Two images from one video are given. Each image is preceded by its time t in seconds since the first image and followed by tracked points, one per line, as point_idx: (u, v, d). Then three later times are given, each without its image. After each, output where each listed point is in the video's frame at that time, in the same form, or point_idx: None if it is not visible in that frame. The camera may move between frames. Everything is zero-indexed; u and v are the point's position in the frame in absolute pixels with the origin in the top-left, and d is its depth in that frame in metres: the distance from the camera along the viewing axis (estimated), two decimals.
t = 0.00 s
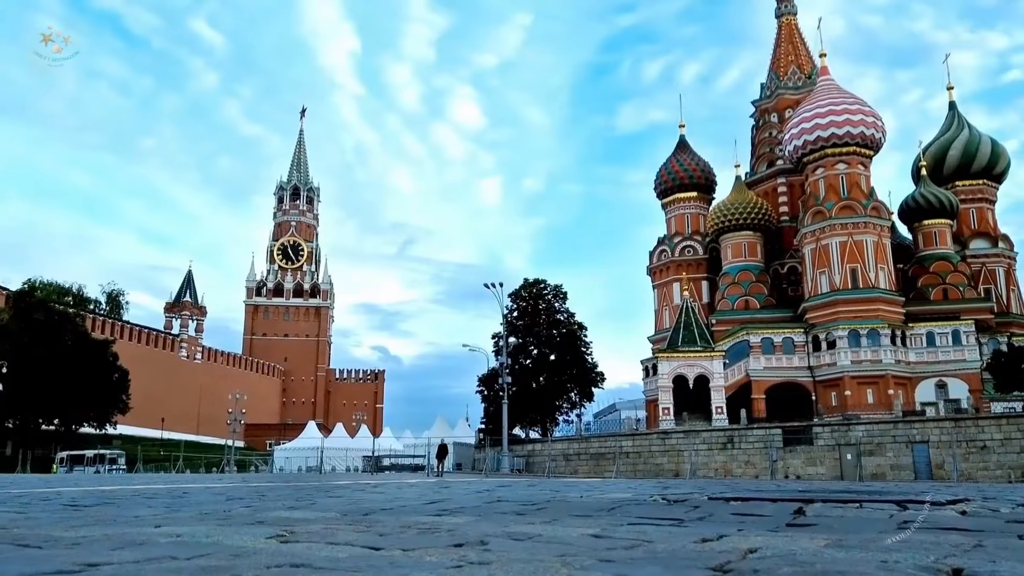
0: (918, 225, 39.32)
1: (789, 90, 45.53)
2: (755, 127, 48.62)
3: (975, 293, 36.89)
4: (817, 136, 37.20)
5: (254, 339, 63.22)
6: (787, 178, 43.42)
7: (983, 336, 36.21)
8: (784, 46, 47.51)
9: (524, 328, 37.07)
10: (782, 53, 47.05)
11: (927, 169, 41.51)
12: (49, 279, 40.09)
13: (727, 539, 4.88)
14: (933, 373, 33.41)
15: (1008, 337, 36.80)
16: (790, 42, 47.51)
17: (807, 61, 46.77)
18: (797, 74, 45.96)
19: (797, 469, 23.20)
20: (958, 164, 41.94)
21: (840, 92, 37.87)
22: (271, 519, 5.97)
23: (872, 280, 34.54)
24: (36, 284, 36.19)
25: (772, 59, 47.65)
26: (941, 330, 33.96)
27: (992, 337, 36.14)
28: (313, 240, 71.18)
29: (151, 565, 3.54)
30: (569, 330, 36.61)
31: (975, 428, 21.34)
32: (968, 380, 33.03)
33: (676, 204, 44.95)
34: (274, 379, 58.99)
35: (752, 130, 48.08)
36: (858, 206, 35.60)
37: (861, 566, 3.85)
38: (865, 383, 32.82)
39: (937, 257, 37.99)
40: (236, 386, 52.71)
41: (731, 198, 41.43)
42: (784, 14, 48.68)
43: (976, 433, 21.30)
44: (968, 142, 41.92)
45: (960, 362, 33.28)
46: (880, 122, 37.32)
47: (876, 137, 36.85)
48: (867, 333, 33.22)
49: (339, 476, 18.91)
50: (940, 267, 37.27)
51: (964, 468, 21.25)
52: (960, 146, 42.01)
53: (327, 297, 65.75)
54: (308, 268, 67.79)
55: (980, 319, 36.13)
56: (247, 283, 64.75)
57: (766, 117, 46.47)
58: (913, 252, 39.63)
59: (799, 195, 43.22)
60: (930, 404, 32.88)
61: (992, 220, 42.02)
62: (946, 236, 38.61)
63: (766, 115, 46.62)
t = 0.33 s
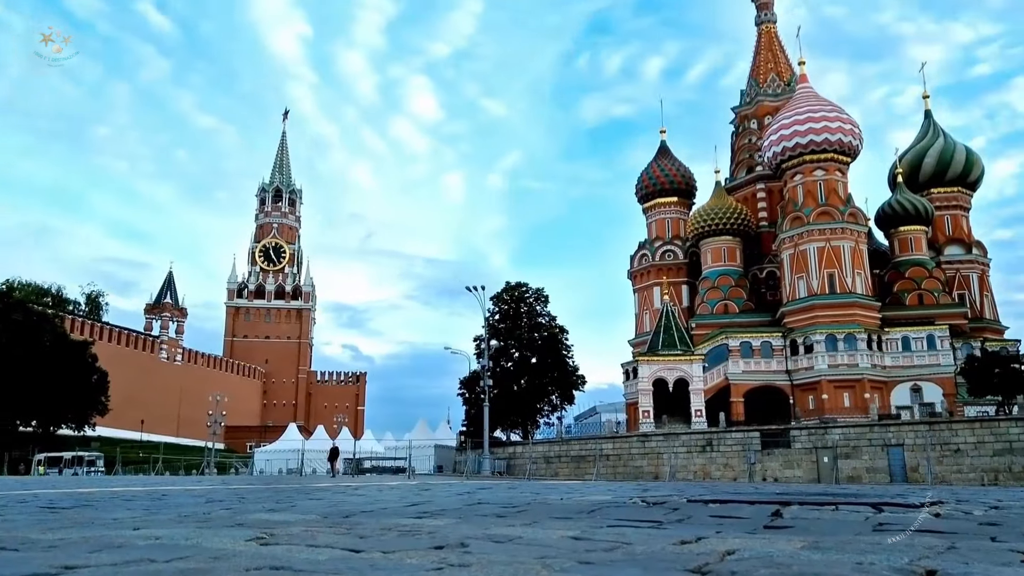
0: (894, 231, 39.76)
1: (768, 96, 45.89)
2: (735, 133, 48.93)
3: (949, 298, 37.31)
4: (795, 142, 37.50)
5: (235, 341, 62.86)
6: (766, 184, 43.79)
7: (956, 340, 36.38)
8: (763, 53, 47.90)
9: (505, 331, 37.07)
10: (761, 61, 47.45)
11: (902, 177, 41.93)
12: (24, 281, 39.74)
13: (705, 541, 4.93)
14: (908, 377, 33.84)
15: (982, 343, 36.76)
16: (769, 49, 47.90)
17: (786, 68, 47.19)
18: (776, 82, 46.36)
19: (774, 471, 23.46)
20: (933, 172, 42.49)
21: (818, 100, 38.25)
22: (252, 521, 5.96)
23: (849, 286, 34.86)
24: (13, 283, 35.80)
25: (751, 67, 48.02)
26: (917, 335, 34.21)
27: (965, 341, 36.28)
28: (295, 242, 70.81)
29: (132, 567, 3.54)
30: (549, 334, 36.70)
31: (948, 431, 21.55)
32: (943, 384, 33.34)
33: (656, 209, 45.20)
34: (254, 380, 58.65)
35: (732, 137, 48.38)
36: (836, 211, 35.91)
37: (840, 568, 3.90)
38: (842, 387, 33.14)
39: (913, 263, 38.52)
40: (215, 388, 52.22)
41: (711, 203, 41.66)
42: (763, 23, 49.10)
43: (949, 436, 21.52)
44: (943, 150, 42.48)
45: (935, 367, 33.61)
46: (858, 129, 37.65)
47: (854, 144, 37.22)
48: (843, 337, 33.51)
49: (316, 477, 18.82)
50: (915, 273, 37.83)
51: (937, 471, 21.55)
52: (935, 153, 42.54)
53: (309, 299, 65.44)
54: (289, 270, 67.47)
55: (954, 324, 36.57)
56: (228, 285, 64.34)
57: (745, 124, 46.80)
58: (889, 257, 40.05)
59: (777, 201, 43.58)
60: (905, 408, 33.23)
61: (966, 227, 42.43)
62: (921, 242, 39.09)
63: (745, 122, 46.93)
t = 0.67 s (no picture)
0: (871, 236, 40.04)
1: (749, 104, 46.23)
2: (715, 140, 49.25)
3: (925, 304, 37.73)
4: (775, 149, 37.77)
5: (216, 343, 62.45)
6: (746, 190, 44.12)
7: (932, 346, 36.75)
8: (744, 60, 48.23)
9: (488, 334, 37.11)
10: (743, 67, 47.82)
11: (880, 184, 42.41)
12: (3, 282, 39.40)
13: (685, 543, 4.98)
14: (885, 382, 34.11)
15: (956, 348, 37.75)
16: (750, 57, 48.22)
17: (767, 75, 47.58)
18: (757, 89, 46.74)
19: (753, 474, 23.51)
20: (910, 180, 43.06)
21: (797, 107, 38.61)
22: (233, 523, 5.96)
23: (827, 291, 35.12)
24: None
25: (732, 73, 48.37)
26: (893, 340, 34.61)
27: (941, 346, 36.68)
28: (278, 245, 70.57)
29: (112, 570, 3.53)
30: (532, 337, 36.83)
31: (924, 434, 21.78)
32: (918, 389, 33.66)
33: (638, 213, 45.40)
34: (236, 383, 58.26)
35: (712, 144, 48.67)
36: (815, 217, 36.23)
37: (816, 570, 3.96)
38: (820, 392, 33.41)
39: (890, 269, 38.83)
40: (197, 390, 51.86)
41: (692, 208, 41.89)
42: (745, 30, 49.50)
43: (925, 440, 21.75)
44: (920, 158, 43.08)
45: (910, 371, 33.95)
46: (836, 137, 37.99)
47: (832, 151, 37.57)
48: (822, 342, 33.82)
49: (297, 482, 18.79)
50: (892, 278, 38.10)
51: (912, 474, 21.75)
52: (912, 162, 43.11)
53: (291, 302, 65.15)
54: (272, 272, 67.16)
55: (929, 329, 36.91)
56: (210, 287, 63.99)
57: (727, 130, 47.09)
58: (867, 263, 40.36)
59: (757, 207, 43.98)
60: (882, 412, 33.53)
61: (942, 233, 42.97)
62: (898, 248, 39.37)
63: (726, 128, 47.23)
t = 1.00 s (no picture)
0: (848, 243, 40.46)
1: (728, 111, 46.53)
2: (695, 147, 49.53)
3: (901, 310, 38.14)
4: (755, 156, 38.04)
5: (196, 345, 61.94)
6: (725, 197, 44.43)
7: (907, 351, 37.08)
8: (724, 68, 48.59)
9: (470, 337, 37.06)
10: (723, 75, 48.19)
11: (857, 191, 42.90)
12: None
13: (663, 546, 5.03)
14: (862, 387, 34.42)
15: (931, 354, 38.01)
16: (730, 65, 48.61)
17: (747, 83, 47.97)
18: (737, 97, 47.10)
19: (731, 477, 23.63)
20: (886, 187, 43.58)
21: (776, 115, 38.96)
22: (211, 527, 5.93)
23: (805, 296, 35.44)
24: None
25: (712, 81, 48.73)
26: (870, 345, 34.92)
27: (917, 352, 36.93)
28: (260, 248, 70.23)
29: (91, 573, 3.53)
30: (513, 340, 36.86)
31: (899, 438, 22.09)
32: (894, 393, 34.10)
33: (619, 219, 45.58)
34: (216, 386, 57.87)
35: (692, 150, 48.93)
36: (793, 224, 36.53)
37: (793, 572, 4.01)
38: (798, 396, 33.66)
39: (867, 275, 39.14)
40: (177, 392, 51.43)
41: (672, 214, 42.12)
42: (725, 38, 49.90)
43: (900, 444, 22.03)
44: (896, 166, 43.58)
45: (886, 377, 34.31)
46: (815, 144, 38.38)
47: (810, 158, 37.93)
48: (799, 347, 34.12)
49: (278, 485, 18.66)
50: (868, 284, 38.43)
51: (888, 478, 21.96)
52: (888, 170, 43.66)
53: (272, 305, 64.83)
54: (253, 275, 66.83)
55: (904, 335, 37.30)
56: (191, 289, 63.56)
57: (706, 137, 47.37)
58: (844, 269, 40.75)
59: (737, 213, 44.31)
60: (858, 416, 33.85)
61: (919, 241, 43.40)
62: (874, 254, 39.78)
63: (706, 135, 47.52)
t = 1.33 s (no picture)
0: (827, 248, 40.69)
1: (709, 117, 46.84)
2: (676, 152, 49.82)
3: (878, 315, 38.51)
4: (735, 162, 38.32)
5: (177, 347, 61.42)
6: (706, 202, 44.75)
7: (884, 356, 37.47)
8: (705, 75, 48.93)
9: (452, 340, 37.05)
10: (704, 82, 48.56)
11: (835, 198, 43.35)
12: None
13: (643, 549, 5.07)
14: (839, 392, 34.74)
15: (908, 359, 38.15)
16: (711, 72, 48.95)
17: (728, 90, 48.36)
18: (718, 103, 47.44)
19: (711, 480, 23.78)
20: (864, 194, 44.08)
21: (757, 122, 39.29)
22: (190, 530, 5.91)
23: (784, 302, 35.69)
24: None
25: (694, 88, 49.08)
26: (847, 350, 35.14)
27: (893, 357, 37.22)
28: (242, 250, 69.85)
29: None
30: (495, 344, 36.91)
31: (876, 442, 22.21)
32: (871, 398, 34.17)
33: (601, 223, 45.75)
34: (197, 388, 57.43)
35: (674, 156, 49.20)
36: (773, 229, 36.80)
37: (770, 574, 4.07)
38: (776, 400, 33.96)
39: (844, 281, 39.59)
40: (156, 395, 50.98)
41: (654, 219, 42.32)
42: (706, 45, 50.30)
43: (876, 448, 22.18)
44: (873, 173, 44.14)
45: (863, 382, 34.52)
46: (794, 151, 38.71)
47: (790, 165, 38.29)
48: (779, 351, 34.41)
49: (258, 487, 18.52)
50: (845, 290, 38.84)
51: (865, 481, 22.16)
52: (866, 177, 44.19)
53: (254, 307, 64.47)
54: (235, 276, 66.43)
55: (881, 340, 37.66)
56: (172, 291, 63.12)
57: (688, 143, 47.67)
58: (823, 275, 41.08)
59: (717, 219, 44.61)
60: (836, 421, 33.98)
61: (894, 247, 43.95)
62: (852, 260, 40.13)
63: (687, 141, 47.81)
